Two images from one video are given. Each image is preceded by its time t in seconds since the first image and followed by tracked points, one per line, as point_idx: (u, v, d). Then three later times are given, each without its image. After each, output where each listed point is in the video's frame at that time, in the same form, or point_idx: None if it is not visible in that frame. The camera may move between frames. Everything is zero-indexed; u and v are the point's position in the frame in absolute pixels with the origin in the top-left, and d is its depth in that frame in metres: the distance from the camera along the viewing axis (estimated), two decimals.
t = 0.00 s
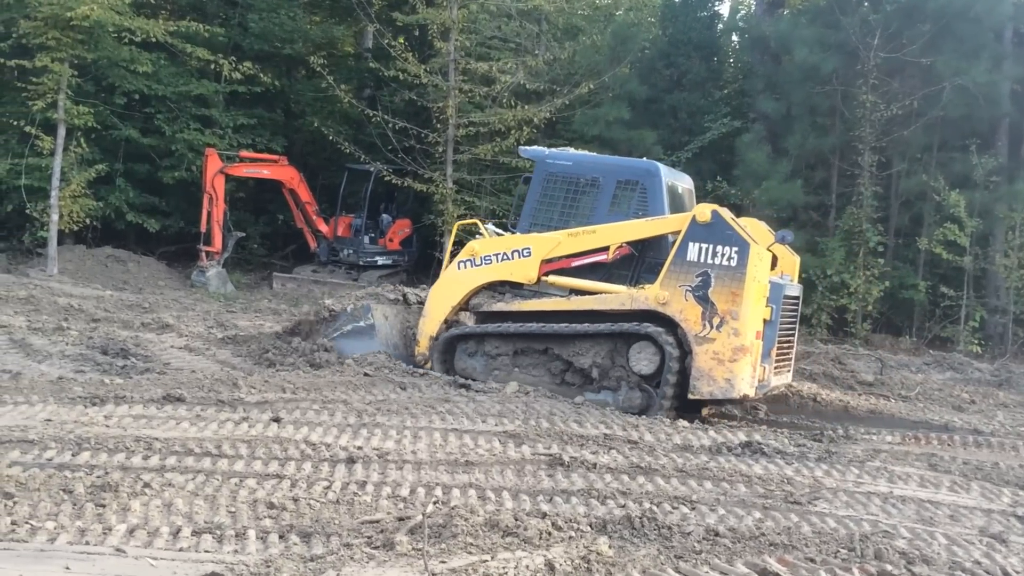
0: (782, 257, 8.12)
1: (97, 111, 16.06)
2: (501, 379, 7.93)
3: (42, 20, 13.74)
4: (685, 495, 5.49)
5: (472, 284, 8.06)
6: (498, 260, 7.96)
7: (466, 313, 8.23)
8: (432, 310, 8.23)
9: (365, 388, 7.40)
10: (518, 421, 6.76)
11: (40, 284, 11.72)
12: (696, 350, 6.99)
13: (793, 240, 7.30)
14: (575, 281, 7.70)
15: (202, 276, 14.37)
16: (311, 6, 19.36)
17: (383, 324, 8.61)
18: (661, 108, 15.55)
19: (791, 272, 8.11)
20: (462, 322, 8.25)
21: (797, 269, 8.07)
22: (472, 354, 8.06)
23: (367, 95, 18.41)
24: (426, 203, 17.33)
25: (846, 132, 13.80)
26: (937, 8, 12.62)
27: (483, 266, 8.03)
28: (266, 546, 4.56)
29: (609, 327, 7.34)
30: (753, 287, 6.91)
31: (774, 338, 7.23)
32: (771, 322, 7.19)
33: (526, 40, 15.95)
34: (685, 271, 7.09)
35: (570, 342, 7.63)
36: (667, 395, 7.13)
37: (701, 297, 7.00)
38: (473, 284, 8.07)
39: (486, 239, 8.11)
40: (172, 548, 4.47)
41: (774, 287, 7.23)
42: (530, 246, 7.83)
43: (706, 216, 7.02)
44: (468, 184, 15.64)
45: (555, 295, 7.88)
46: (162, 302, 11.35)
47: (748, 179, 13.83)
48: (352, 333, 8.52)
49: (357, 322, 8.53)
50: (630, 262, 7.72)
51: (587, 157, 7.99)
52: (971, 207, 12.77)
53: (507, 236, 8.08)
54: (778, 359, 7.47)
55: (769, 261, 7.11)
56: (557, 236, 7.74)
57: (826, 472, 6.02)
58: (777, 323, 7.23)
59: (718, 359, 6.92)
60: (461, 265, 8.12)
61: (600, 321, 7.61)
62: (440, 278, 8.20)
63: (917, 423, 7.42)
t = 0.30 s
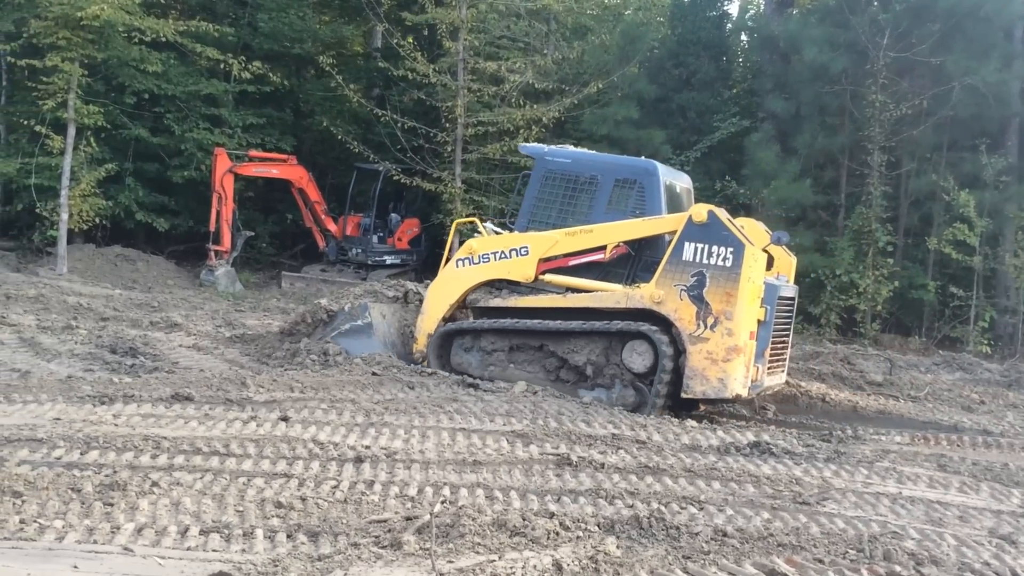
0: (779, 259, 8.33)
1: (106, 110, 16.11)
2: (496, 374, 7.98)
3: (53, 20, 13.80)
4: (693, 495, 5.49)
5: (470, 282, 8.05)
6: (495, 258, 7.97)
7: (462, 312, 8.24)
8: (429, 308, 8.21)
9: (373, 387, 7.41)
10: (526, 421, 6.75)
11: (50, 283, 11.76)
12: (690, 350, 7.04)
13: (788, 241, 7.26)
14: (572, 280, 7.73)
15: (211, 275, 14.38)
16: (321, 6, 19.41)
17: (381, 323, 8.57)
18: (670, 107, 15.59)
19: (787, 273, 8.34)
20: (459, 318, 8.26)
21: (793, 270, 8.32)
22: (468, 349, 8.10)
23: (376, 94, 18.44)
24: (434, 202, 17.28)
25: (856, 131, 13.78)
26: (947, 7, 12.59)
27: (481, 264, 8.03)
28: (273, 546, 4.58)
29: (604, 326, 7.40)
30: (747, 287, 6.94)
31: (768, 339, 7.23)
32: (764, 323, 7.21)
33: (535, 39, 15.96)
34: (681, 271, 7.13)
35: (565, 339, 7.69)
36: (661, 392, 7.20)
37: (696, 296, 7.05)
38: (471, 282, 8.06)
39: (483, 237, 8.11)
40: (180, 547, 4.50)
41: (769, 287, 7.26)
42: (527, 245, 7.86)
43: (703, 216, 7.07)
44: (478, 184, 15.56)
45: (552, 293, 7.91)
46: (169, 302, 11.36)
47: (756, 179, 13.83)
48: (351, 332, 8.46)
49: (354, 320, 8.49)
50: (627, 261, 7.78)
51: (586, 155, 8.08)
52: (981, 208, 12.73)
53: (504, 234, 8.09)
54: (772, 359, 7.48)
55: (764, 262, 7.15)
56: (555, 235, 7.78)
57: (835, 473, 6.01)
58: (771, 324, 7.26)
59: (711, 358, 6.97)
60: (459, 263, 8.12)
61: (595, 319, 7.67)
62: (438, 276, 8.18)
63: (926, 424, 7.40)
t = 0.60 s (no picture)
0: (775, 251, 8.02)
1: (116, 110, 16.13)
2: (498, 375, 8.01)
3: (63, 21, 13.84)
4: (701, 495, 5.49)
5: (470, 286, 8.15)
6: (495, 261, 8.05)
7: (463, 316, 8.33)
8: (431, 313, 8.28)
9: (382, 387, 7.41)
10: (535, 421, 6.75)
11: (58, 283, 11.78)
12: (690, 345, 7.02)
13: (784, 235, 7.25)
14: (570, 280, 7.81)
15: (220, 275, 14.37)
16: (330, 6, 19.47)
17: (385, 326, 8.58)
18: (679, 108, 15.56)
19: (785, 267, 8.04)
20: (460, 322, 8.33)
21: (792, 265, 7.98)
22: (470, 352, 8.15)
23: (385, 94, 18.48)
24: (444, 202, 17.24)
25: (865, 132, 13.79)
26: (957, 8, 12.57)
27: (480, 268, 8.12)
28: (281, 545, 4.60)
29: (604, 323, 7.42)
30: (745, 281, 6.91)
31: (768, 333, 7.17)
32: (764, 317, 7.16)
33: (544, 39, 15.99)
34: (678, 267, 7.13)
35: (566, 339, 7.72)
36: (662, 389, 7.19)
37: (694, 292, 7.04)
38: (471, 285, 8.15)
39: (482, 240, 8.21)
40: (188, 547, 4.52)
41: (767, 281, 7.20)
42: (526, 246, 7.94)
43: (698, 212, 7.07)
44: (486, 185, 15.44)
45: (551, 293, 7.98)
46: (178, 301, 11.36)
47: (764, 180, 13.84)
48: (354, 334, 8.53)
49: (358, 323, 8.54)
50: (625, 259, 7.84)
51: (581, 155, 8.11)
52: (990, 208, 12.72)
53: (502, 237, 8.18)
54: (773, 352, 7.40)
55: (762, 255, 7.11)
56: (553, 236, 7.85)
57: (844, 473, 6.00)
58: (770, 317, 7.17)
59: (711, 353, 6.94)
60: (458, 267, 8.21)
61: (596, 318, 7.69)
62: (438, 282, 8.28)
63: (935, 424, 7.39)
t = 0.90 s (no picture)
0: (773, 251, 8.10)
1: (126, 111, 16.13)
2: (497, 375, 8.04)
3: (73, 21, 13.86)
4: (710, 496, 5.49)
5: (468, 286, 8.23)
6: (493, 261, 8.13)
7: (462, 315, 8.40)
8: (431, 313, 8.39)
9: (390, 388, 7.41)
10: (543, 421, 6.75)
11: (68, 284, 11.79)
12: (686, 343, 7.03)
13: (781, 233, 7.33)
14: (567, 279, 7.87)
15: (230, 275, 14.34)
16: (339, 7, 19.52)
17: (385, 325, 8.57)
18: (688, 109, 15.58)
19: (782, 266, 8.11)
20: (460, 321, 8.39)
21: (789, 262, 8.08)
22: (469, 351, 8.19)
23: (394, 95, 18.55)
24: (453, 203, 17.25)
25: (874, 133, 13.80)
26: (966, 9, 12.55)
27: (479, 268, 8.21)
28: (290, 545, 4.60)
29: (601, 322, 7.43)
30: (741, 280, 6.91)
31: (764, 331, 7.16)
32: (761, 314, 7.15)
33: (553, 40, 16.02)
34: (674, 265, 7.14)
35: (563, 338, 7.74)
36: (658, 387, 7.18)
37: (691, 290, 7.05)
38: (470, 285, 8.24)
39: (481, 241, 8.30)
40: (196, 547, 4.52)
41: (764, 278, 7.21)
42: (523, 246, 8.01)
43: (694, 211, 7.08)
44: (496, 185, 15.68)
45: (549, 293, 8.03)
46: (187, 302, 11.38)
47: (774, 181, 13.88)
48: (354, 334, 8.51)
49: (358, 323, 8.51)
50: (622, 258, 7.91)
51: (578, 155, 8.21)
52: (1000, 209, 12.72)
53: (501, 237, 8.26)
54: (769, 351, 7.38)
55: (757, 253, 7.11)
56: (550, 235, 7.90)
57: (852, 475, 6.00)
58: (766, 315, 7.17)
59: (707, 351, 6.95)
60: (458, 267, 8.30)
61: (593, 317, 7.70)
62: (438, 282, 8.39)
63: (944, 426, 7.39)
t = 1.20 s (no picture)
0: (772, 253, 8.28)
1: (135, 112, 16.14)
2: (493, 374, 8.04)
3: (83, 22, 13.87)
4: (719, 498, 5.49)
5: (467, 285, 8.23)
6: (491, 260, 8.13)
7: (460, 314, 8.40)
8: (429, 312, 8.38)
9: (400, 389, 7.41)
10: (553, 423, 6.75)
11: (77, 284, 11.81)
12: (681, 344, 7.07)
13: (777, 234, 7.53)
14: (564, 279, 7.87)
15: (239, 276, 14.34)
16: (349, 8, 19.57)
17: (383, 325, 8.59)
18: (698, 110, 15.58)
19: (780, 267, 8.25)
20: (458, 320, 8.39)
21: (786, 264, 8.25)
22: (467, 350, 8.19)
23: (404, 96, 18.63)
24: (463, 204, 17.16)
25: (884, 135, 13.83)
26: (975, 11, 12.53)
27: (477, 267, 8.21)
28: (299, 546, 4.61)
29: (598, 322, 7.45)
30: (736, 281, 6.94)
31: (759, 331, 7.21)
32: (755, 315, 7.19)
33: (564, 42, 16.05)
34: (671, 266, 7.16)
35: (560, 337, 7.76)
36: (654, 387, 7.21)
37: (686, 291, 7.07)
38: (468, 285, 8.24)
39: (480, 240, 8.30)
40: (206, 548, 4.53)
41: (759, 280, 7.25)
42: (522, 246, 8.01)
43: (690, 212, 7.10)
44: (504, 187, 15.60)
45: (546, 293, 8.04)
46: (197, 303, 11.40)
47: (784, 182, 13.92)
48: (353, 333, 8.49)
49: (357, 322, 8.52)
50: (619, 259, 7.91)
51: (577, 155, 8.21)
52: (1010, 211, 12.73)
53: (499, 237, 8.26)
54: (765, 351, 7.45)
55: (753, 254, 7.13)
56: (548, 235, 7.90)
57: (862, 477, 6.00)
58: (761, 316, 7.21)
59: (702, 351, 6.99)
60: (456, 266, 8.30)
61: (590, 316, 7.72)
62: (436, 281, 8.39)
63: (954, 427, 7.39)
